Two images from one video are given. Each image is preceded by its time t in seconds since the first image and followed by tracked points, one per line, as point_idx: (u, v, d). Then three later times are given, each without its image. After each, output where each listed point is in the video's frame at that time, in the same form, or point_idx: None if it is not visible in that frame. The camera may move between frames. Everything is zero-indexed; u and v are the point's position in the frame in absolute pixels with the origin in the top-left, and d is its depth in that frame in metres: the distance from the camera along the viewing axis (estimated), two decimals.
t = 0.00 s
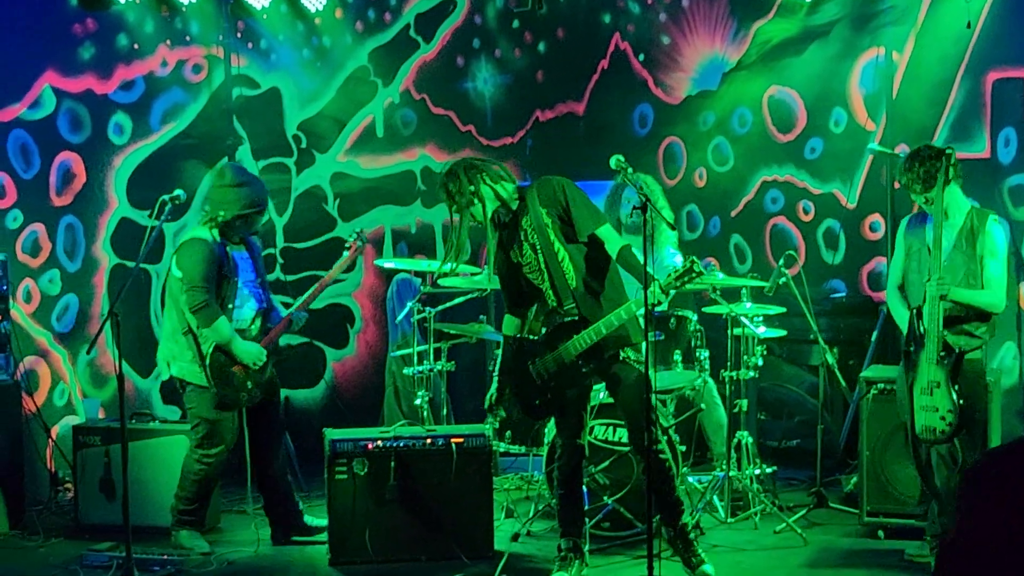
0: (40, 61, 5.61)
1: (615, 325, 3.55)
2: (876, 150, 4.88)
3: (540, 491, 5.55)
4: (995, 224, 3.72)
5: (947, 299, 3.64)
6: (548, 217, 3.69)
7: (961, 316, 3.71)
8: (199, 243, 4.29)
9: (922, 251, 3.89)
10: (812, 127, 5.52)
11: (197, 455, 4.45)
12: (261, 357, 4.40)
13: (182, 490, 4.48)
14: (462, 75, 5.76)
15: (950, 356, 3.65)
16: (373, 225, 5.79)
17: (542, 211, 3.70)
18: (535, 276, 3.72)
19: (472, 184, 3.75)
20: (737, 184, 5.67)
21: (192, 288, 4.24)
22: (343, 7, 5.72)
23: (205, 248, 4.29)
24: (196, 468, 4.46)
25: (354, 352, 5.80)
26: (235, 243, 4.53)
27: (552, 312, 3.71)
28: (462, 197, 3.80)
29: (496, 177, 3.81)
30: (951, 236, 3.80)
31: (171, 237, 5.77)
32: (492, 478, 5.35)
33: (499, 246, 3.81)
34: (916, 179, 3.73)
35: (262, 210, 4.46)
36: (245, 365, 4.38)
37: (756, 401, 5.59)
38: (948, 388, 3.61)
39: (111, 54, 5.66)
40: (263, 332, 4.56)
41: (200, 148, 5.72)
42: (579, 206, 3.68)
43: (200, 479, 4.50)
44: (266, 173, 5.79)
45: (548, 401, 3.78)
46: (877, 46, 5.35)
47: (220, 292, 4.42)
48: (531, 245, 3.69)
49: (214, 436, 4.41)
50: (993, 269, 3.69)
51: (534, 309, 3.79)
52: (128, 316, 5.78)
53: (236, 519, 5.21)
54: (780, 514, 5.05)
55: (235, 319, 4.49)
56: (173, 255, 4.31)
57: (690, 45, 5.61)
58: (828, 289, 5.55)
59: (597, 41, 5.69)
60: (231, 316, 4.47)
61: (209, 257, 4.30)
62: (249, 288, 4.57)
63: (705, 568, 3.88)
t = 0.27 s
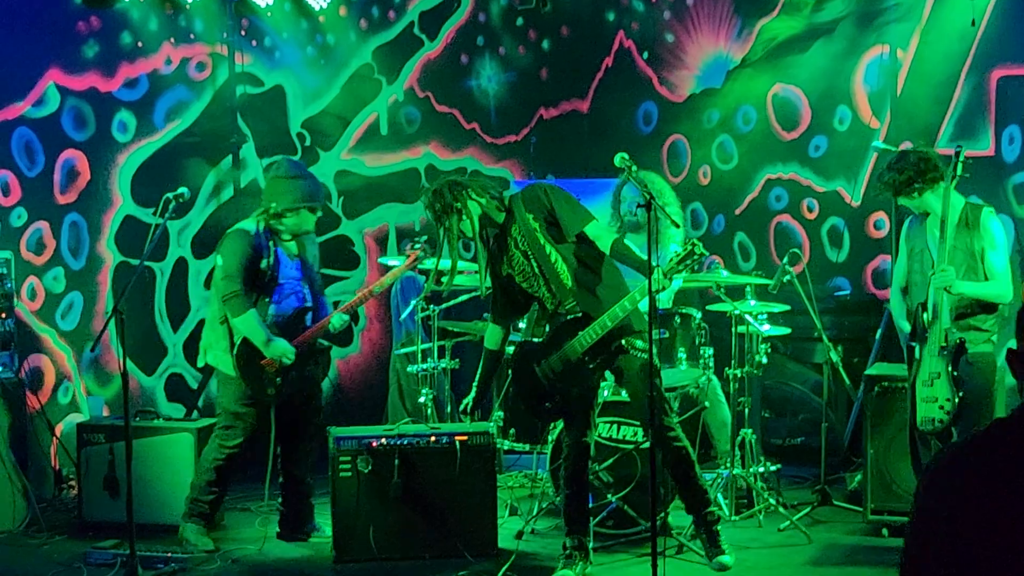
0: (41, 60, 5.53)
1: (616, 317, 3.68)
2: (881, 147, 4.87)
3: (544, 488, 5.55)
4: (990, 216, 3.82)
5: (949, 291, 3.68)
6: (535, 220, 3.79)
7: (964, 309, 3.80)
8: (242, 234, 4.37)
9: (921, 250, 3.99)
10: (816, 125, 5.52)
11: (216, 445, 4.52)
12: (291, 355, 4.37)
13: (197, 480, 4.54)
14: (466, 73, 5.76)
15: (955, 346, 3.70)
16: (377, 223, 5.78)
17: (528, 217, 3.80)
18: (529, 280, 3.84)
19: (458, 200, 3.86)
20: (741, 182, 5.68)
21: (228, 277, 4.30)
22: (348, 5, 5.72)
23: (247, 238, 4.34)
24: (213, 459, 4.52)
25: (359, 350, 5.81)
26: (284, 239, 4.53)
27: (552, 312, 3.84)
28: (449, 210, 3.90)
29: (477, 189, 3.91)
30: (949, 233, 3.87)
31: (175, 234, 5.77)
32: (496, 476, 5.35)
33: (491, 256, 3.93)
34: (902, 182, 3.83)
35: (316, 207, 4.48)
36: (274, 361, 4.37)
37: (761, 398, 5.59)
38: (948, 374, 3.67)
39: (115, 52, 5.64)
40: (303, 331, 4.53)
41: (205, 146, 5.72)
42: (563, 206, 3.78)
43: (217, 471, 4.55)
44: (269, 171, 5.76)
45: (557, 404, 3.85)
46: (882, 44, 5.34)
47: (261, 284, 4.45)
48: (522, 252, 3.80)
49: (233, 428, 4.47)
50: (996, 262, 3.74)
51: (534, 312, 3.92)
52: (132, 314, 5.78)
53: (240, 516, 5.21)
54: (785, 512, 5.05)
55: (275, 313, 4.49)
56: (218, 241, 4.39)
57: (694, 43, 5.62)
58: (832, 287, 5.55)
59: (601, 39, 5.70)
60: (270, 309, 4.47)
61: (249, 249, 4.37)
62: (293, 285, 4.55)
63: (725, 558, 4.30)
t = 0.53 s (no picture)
0: (41, 60, 5.52)
1: (619, 310, 3.76)
2: (881, 146, 4.88)
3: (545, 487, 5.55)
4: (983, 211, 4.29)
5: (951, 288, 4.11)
6: (526, 225, 3.85)
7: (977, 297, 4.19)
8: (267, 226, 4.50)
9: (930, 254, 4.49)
10: (817, 123, 5.52)
11: (229, 435, 4.60)
12: (302, 351, 4.42)
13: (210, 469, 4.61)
14: (467, 71, 5.76)
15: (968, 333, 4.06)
16: (378, 221, 5.78)
17: (520, 223, 3.85)
18: (524, 287, 3.88)
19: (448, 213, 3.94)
20: (742, 180, 5.68)
21: (247, 268, 4.43)
22: (349, 4, 5.72)
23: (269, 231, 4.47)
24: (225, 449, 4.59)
25: (360, 348, 5.82)
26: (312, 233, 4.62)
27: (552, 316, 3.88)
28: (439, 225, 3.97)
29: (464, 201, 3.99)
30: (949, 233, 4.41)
31: (176, 233, 5.77)
32: (497, 475, 5.34)
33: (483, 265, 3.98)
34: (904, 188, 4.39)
35: (343, 200, 4.49)
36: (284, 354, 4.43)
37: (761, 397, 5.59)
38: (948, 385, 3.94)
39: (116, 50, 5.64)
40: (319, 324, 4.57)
41: (205, 144, 5.72)
42: (552, 209, 3.82)
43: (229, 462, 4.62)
44: (269, 169, 5.76)
45: (563, 404, 3.87)
46: (883, 43, 5.34)
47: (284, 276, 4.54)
48: (516, 257, 3.85)
49: (246, 417, 4.56)
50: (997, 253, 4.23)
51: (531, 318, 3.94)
52: (133, 313, 5.78)
53: (241, 515, 5.22)
54: (785, 510, 5.05)
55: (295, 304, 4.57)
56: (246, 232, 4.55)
57: (695, 42, 5.62)
58: (833, 286, 5.56)
59: (602, 38, 5.70)
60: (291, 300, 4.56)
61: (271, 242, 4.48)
62: (317, 279, 4.62)
63: (735, 546, 4.44)
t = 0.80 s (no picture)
0: (41, 59, 5.56)
1: (612, 307, 3.81)
2: (880, 146, 4.88)
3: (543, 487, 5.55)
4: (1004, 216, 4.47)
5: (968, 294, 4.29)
6: (517, 228, 3.84)
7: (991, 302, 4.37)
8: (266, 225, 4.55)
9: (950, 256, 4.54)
10: (816, 123, 5.52)
11: (228, 433, 4.62)
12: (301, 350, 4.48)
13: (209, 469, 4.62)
14: (465, 72, 5.76)
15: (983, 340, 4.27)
16: (377, 221, 5.80)
17: (511, 225, 3.85)
18: (517, 290, 3.90)
19: (439, 220, 3.95)
20: (741, 180, 5.68)
21: (247, 266, 4.48)
22: (347, 4, 5.72)
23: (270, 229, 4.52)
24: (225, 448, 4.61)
25: (358, 349, 5.82)
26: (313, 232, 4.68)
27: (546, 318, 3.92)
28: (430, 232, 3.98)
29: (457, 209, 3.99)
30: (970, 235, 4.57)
31: (174, 233, 5.76)
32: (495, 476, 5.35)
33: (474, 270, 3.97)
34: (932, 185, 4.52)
35: (345, 201, 4.55)
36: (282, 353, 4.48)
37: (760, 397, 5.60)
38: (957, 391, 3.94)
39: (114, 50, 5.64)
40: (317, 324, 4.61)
41: (204, 145, 5.72)
42: (542, 209, 3.82)
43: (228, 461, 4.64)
44: (268, 170, 5.76)
45: (560, 405, 3.88)
46: (881, 42, 5.34)
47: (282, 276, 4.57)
48: (509, 260, 3.85)
49: (245, 415, 4.59)
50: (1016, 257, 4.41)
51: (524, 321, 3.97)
52: (132, 313, 5.78)
53: (240, 515, 5.22)
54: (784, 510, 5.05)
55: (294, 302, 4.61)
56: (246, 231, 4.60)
57: (694, 42, 5.62)
58: (832, 286, 5.55)
59: (601, 38, 5.70)
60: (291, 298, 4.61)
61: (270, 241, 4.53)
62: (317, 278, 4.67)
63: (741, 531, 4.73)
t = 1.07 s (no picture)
0: (38, 58, 5.48)
1: (605, 308, 3.78)
2: (876, 146, 4.89)
3: (540, 487, 5.55)
4: None
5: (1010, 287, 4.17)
6: (510, 228, 3.84)
7: None
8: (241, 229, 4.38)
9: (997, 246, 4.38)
10: (812, 124, 5.52)
11: (215, 440, 4.49)
12: (291, 352, 4.32)
13: (196, 477, 4.50)
14: (462, 72, 5.76)
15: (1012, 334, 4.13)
16: (374, 222, 5.79)
17: (505, 226, 3.85)
18: (510, 291, 3.89)
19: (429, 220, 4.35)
20: (738, 180, 5.67)
21: (225, 275, 4.32)
22: (343, 4, 5.72)
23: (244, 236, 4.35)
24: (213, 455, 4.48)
25: (355, 348, 5.82)
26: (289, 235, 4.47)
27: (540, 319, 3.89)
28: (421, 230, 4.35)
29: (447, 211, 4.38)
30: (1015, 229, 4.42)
31: (171, 233, 5.77)
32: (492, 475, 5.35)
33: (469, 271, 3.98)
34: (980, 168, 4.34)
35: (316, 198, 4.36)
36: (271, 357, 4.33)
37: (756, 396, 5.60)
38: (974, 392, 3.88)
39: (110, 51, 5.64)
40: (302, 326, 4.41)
41: (200, 145, 5.72)
42: (534, 210, 3.81)
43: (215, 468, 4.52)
44: (264, 170, 5.77)
45: (555, 405, 3.88)
46: (877, 43, 5.35)
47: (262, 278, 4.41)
48: (502, 261, 3.85)
49: (233, 422, 4.45)
50: None
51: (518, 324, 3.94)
52: (129, 313, 5.79)
53: (237, 515, 5.22)
54: (781, 510, 5.05)
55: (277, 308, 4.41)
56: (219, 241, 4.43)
57: (690, 42, 5.62)
58: (828, 286, 5.57)
59: (597, 38, 5.70)
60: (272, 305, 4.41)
61: (247, 245, 4.36)
62: (297, 280, 4.47)
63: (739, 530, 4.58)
